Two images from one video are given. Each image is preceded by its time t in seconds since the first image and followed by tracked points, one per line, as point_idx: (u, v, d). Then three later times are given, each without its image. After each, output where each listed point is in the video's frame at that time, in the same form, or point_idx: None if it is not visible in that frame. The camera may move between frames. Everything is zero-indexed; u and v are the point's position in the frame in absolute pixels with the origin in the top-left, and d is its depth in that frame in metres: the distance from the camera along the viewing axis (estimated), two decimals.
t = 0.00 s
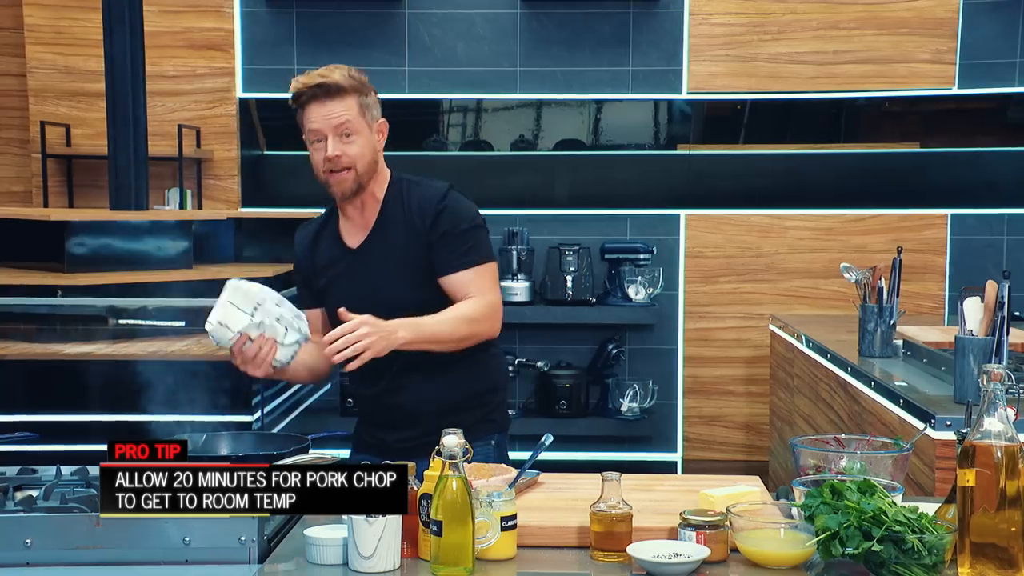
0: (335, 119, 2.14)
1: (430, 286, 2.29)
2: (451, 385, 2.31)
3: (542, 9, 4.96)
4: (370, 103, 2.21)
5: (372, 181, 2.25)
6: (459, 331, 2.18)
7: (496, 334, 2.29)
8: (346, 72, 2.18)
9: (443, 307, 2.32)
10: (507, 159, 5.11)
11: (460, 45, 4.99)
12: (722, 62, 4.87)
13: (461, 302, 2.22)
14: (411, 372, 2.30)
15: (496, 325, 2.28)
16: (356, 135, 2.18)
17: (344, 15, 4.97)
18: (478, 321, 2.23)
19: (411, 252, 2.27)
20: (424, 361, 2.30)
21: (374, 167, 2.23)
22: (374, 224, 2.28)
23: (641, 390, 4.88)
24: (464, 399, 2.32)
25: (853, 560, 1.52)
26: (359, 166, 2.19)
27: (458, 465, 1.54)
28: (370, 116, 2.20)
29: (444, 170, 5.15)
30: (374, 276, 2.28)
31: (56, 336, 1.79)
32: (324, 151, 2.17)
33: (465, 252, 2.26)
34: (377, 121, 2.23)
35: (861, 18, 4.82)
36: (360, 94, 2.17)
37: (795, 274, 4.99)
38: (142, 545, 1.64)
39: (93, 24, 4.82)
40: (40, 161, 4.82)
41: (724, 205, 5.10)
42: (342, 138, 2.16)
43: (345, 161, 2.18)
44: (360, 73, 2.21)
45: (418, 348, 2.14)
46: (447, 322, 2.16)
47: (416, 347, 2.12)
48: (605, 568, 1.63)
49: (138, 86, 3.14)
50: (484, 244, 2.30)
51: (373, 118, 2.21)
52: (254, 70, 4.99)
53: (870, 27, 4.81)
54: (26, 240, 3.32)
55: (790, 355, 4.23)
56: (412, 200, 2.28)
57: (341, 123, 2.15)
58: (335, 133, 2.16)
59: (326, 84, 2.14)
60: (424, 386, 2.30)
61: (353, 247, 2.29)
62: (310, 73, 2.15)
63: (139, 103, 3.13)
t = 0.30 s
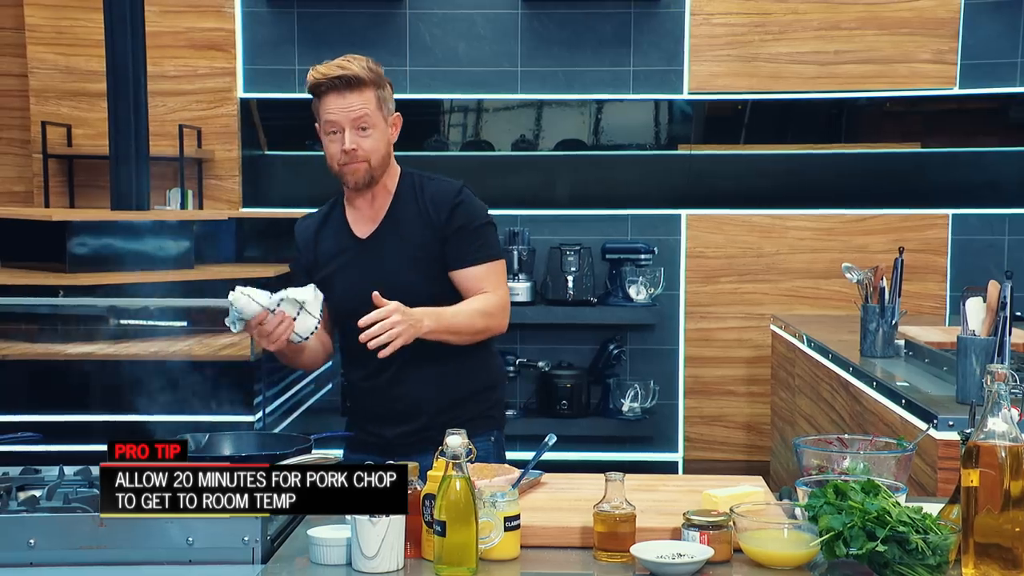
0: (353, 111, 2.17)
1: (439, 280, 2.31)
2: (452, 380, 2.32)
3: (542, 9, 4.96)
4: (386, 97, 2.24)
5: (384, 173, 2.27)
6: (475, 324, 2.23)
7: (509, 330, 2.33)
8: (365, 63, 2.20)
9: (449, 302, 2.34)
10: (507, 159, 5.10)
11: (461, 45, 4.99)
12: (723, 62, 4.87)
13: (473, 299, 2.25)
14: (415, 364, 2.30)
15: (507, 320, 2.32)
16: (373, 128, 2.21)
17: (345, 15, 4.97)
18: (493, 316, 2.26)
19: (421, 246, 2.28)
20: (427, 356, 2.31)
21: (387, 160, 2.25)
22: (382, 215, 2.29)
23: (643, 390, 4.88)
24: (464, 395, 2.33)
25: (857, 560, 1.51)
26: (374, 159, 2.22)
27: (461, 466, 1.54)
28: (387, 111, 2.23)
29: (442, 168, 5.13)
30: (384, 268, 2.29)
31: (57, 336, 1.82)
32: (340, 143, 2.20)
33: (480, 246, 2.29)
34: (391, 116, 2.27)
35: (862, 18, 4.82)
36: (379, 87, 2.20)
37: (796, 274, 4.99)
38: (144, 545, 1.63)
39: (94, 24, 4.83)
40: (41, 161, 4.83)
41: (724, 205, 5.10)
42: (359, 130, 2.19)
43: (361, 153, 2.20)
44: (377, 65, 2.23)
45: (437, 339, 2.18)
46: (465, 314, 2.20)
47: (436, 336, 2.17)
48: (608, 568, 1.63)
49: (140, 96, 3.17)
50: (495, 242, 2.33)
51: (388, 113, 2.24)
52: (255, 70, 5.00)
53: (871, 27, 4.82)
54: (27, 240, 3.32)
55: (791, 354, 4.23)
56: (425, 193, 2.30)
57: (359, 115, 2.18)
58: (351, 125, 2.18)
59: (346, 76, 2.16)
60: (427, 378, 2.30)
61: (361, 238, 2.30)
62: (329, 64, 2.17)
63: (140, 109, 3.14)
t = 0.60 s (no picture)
0: (354, 133, 2.15)
1: (453, 287, 2.31)
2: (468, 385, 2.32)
3: (543, 9, 4.96)
4: (387, 109, 2.19)
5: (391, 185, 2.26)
6: (491, 335, 2.25)
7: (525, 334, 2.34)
8: (362, 77, 2.14)
9: (462, 307, 2.35)
10: (507, 158, 5.10)
11: (462, 45, 4.99)
12: (724, 62, 4.86)
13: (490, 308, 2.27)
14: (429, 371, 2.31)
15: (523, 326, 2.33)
16: (375, 146, 2.18)
17: (346, 15, 4.97)
18: (508, 326, 2.28)
19: (433, 252, 2.28)
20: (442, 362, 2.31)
21: (392, 174, 2.24)
22: (391, 221, 2.29)
23: (644, 390, 4.89)
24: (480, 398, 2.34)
25: (861, 561, 1.51)
26: (379, 176, 2.20)
27: (464, 465, 1.54)
28: (388, 124, 2.19)
29: (440, 167, 5.14)
30: (395, 275, 2.28)
31: (59, 336, 1.79)
32: (343, 162, 2.19)
33: (493, 252, 2.29)
34: (394, 126, 2.23)
35: (864, 18, 4.81)
36: (377, 103, 2.15)
37: (796, 274, 4.99)
38: (145, 545, 1.63)
39: (95, 24, 4.82)
40: (43, 161, 4.83)
41: (725, 205, 5.10)
42: (361, 150, 2.17)
43: (365, 173, 2.19)
44: (376, 77, 2.17)
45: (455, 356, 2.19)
46: (480, 327, 2.23)
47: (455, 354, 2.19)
48: (612, 568, 1.63)
49: (141, 95, 3.16)
50: (508, 246, 2.33)
51: (390, 126, 2.20)
52: (257, 70, 5.00)
53: (872, 27, 4.81)
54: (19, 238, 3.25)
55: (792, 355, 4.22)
56: (435, 198, 2.29)
57: (360, 137, 2.15)
58: (352, 145, 2.16)
59: (344, 98, 2.12)
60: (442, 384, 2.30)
61: (370, 245, 2.29)
62: (324, 83, 2.12)
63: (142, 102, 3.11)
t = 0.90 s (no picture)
0: (381, 150, 2.22)
1: (497, 300, 2.41)
2: (514, 396, 2.46)
3: (544, 9, 4.96)
4: (416, 125, 2.25)
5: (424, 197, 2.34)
6: (534, 355, 2.36)
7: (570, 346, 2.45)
8: (389, 93, 2.20)
9: (507, 317, 2.45)
10: (511, 159, 5.14)
11: (463, 45, 4.99)
12: (725, 62, 4.86)
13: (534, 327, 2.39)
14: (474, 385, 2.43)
15: (570, 337, 2.44)
16: (403, 161, 2.25)
17: (348, 15, 4.97)
18: (552, 342, 2.39)
19: (478, 266, 2.38)
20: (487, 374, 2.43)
21: (424, 188, 2.31)
22: (431, 232, 2.38)
23: (645, 390, 4.88)
24: (524, 409, 2.48)
25: (865, 561, 1.51)
26: (408, 191, 2.28)
27: (469, 466, 1.54)
28: (418, 140, 2.26)
29: (441, 166, 5.17)
30: (438, 289, 2.39)
31: (60, 336, 1.90)
32: (373, 177, 2.28)
33: (537, 266, 2.38)
34: (426, 140, 2.29)
35: (865, 18, 4.80)
36: (405, 119, 2.22)
37: (798, 274, 4.98)
38: (148, 545, 1.64)
39: (97, 24, 4.82)
40: (44, 161, 4.83)
41: (725, 205, 5.17)
42: (389, 166, 2.25)
43: (394, 188, 2.27)
44: (405, 91, 2.23)
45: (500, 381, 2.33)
46: (522, 351, 2.35)
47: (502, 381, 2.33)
48: (615, 569, 1.63)
49: (143, 85, 3.15)
50: (552, 256, 2.42)
51: (420, 141, 2.27)
52: (258, 70, 4.99)
53: (873, 27, 4.80)
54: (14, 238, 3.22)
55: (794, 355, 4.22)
56: (478, 211, 2.38)
57: (387, 153, 2.23)
58: (380, 161, 2.24)
59: (370, 116, 2.19)
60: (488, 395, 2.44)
61: (408, 256, 2.40)
62: (352, 99, 2.19)
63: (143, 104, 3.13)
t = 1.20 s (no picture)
0: (423, 161, 2.25)
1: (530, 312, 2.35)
2: (547, 413, 2.39)
3: (545, 9, 4.96)
4: (462, 134, 2.23)
5: (477, 207, 2.32)
6: (535, 369, 2.28)
7: (581, 377, 2.33)
8: (434, 102, 2.21)
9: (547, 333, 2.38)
10: (515, 161, 5.19)
11: (464, 45, 4.99)
12: (726, 62, 4.86)
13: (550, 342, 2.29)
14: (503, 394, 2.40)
15: (585, 367, 2.32)
16: (448, 171, 2.25)
17: (349, 16, 4.98)
18: (562, 363, 2.29)
19: (518, 274, 2.33)
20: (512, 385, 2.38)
21: (473, 197, 2.29)
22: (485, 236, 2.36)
23: (646, 390, 4.94)
24: (558, 427, 2.40)
25: (869, 562, 1.51)
26: (455, 201, 2.28)
27: (472, 466, 1.54)
28: (464, 150, 2.24)
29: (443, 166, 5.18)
30: (479, 292, 2.37)
31: (61, 337, 2.14)
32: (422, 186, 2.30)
33: (569, 284, 2.28)
34: (476, 149, 2.26)
35: (866, 18, 4.79)
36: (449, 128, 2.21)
37: (799, 274, 4.98)
38: (151, 545, 1.64)
39: (98, 25, 4.82)
40: (45, 161, 4.84)
41: (725, 206, 5.20)
42: (433, 177, 2.26)
43: (440, 198, 2.28)
44: (450, 100, 2.22)
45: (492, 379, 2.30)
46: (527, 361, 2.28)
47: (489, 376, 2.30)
48: (619, 569, 1.63)
49: (143, 80, 3.14)
50: (594, 279, 2.32)
51: (466, 150, 2.24)
52: (259, 71, 4.99)
53: (874, 27, 4.79)
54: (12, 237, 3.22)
55: (795, 355, 4.22)
56: (528, 219, 2.32)
57: (429, 164, 2.24)
58: (427, 171, 2.26)
59: (410, 126, 2.21)
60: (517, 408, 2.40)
61: (464, 260, 2.38)
62: (397, 109, 2.22)
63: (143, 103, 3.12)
